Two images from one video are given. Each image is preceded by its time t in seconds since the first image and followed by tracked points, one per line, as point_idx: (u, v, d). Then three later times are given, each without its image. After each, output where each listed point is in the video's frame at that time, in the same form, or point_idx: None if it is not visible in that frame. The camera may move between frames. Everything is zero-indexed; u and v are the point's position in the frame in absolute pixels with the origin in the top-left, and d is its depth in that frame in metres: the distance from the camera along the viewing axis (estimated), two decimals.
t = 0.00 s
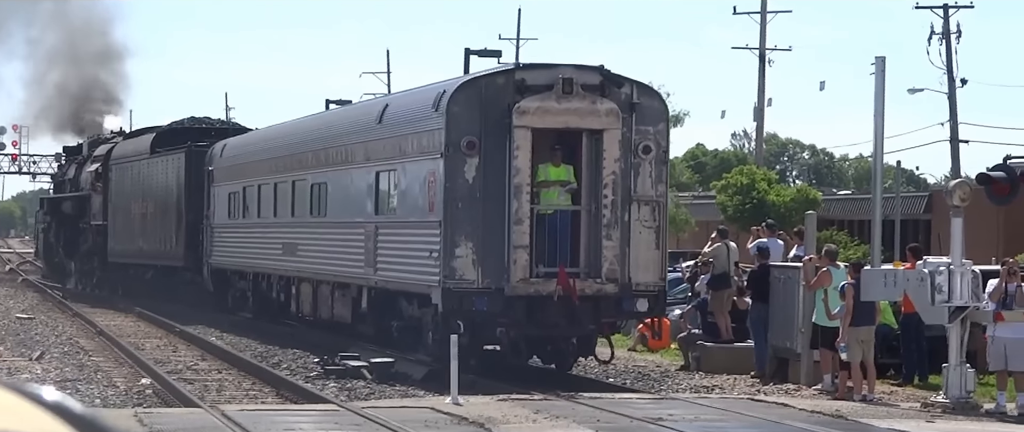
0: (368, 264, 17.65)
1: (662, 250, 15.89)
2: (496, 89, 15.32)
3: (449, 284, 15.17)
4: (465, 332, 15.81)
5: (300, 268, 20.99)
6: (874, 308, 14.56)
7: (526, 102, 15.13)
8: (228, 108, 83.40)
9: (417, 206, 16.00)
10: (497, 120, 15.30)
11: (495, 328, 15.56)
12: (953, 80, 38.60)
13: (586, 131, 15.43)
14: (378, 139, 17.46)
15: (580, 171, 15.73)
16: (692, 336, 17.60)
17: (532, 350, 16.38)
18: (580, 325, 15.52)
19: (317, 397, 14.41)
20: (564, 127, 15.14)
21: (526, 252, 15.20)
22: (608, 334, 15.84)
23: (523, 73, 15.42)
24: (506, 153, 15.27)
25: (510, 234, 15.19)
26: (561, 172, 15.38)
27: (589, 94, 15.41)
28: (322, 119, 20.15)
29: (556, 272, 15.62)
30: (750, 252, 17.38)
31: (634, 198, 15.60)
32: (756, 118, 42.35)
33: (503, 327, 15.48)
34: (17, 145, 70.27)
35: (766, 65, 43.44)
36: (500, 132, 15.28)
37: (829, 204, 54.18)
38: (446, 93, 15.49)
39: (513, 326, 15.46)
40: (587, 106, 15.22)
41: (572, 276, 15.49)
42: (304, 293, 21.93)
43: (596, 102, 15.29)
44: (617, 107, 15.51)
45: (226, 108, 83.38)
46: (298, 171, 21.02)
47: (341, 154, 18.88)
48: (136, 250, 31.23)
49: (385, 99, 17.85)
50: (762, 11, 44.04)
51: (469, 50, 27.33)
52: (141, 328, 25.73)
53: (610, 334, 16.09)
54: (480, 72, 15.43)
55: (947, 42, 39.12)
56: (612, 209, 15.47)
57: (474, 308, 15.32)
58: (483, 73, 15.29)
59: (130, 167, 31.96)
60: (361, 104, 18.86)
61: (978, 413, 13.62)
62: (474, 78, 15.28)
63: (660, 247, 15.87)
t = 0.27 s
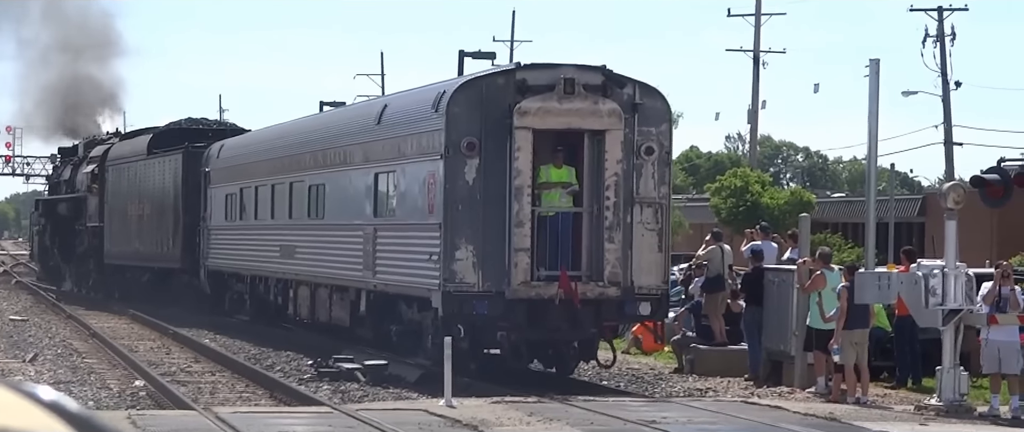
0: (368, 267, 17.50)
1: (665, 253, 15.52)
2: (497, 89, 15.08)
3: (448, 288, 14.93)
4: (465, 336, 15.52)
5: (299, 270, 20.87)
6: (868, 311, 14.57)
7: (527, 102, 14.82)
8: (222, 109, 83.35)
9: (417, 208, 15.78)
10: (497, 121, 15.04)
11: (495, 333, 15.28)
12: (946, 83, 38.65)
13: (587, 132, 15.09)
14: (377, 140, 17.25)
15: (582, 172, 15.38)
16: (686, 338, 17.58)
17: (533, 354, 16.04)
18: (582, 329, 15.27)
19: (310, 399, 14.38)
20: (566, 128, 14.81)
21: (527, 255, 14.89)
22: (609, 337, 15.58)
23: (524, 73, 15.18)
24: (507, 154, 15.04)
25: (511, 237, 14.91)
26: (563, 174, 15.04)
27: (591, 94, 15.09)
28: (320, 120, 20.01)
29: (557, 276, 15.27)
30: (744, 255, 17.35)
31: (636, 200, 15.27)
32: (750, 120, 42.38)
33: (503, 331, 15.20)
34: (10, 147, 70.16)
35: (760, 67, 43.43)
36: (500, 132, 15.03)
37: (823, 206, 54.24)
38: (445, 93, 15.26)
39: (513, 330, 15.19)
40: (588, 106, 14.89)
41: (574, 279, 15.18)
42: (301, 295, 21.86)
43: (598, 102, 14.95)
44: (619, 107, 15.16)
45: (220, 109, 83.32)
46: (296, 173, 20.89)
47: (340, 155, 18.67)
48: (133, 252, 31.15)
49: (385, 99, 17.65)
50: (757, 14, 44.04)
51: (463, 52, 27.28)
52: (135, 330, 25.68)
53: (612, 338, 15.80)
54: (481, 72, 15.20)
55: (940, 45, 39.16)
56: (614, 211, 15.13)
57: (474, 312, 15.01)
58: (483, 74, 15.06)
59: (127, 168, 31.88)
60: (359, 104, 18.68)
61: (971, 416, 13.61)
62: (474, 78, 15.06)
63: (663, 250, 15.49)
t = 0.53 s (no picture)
0: (368, 269, 17.43)
1: (669, 254, 15.51)
2: (499, 89, 14.91)
3: (450, 290, 14.76)
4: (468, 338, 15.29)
5: (299, 273, 20.84)
6: (864, 313, 14.63)
7: (531, 101, 14.75)
8: (217, 110, 83.36)
9: (418, 209, 15.61)
10: (500, 121, 14.88)
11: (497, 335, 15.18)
12: (941, 84, 38.66)
13: (590, 132, 15.06)
14: (377, 140, 17.13)
15: (585, 173, 15.34)
16: (681, 339, 17.60)
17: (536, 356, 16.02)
18: (585, 331, 15.19)
19: (306, 400, 14.37)
20: (569, 127, 14.78)
21: (530, 257, 14.78)
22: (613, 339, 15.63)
23: (527, 73, 15.02)
24: (510, 154, 14.88)
25: (514, 239, 14.78)
26: (566, 174, 14.96)
27: (594, 94, 15.04)
28: (320, 121, 19.94)
29: (560, 277, 15.19)
30: (739, 256, 17.35)
31: (640, 200, 15.27)
32: (745, 122, 42.39)
33: (506, 334, 15.14)
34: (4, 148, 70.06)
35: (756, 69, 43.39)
36: (503, 132, 14.86)
37: (818, 207, 54.27)
38: (447, 92, 15.08)
39: (517, 333, 15.11)
40: (592, 105, 14.86)
41: (577, 281, 15.11)
42: (301, 297, 21.85)
43: (602, 101, 14.94)
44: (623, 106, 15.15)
45: (215, 110, 83.32)
46: (296, 174, 20.83)
47: (339, 156, 18.61)
48: (131, 253, 31.12)
49: (385, 100, 17.55)
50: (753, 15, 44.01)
51: (459, 53, 27.28)
52: (130, 332, 25.65)
53: (616, 340, 15.82)
54: (483, 71, 15.02)
55: (936, 46, 39.16)
56: (618, 212, 15.10)
57: (476, 315, 14.88)
58: (486, 73, 14.89)
59: (125, 169, 31.84)
60: (359, 105, 18.59)
61: (967, 417, 13.62)
62: (476, 78, 14.87)
63: (667, 251, 15.48)
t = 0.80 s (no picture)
0: (370, 269, 17.39)
1: (675, 253, 15.43)
2: (502, 85, 14.88)
3: (453, 290, 14.74)
4: (472, 339, 15.62)
5: (300, 272, 20.82)
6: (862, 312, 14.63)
7: (535, 99, 14.72)
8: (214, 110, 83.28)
9: (420, 207, 15.58)
10: (503, 118, 14.85)
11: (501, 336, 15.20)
12: (938, 84, 38.69)
13: (595, 130, 15.07)
14: (379, 139, 17.09)
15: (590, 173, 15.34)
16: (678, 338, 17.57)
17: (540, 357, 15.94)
18: (590, 331, 15.11)
19: (303, 399, 14.37)
20: (574, 125, 14.74)
21: (534, 257, 14.76)
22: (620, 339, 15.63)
23: (531, 70, 14.95)
24: (513, 153, 14.85)
25: (517, 238, 14.77)
26: (571, 173, 15.04)
27: (600, 92, 14.99)
28: (321, 119, 19.92)
29: (565, 277, 15.26)
30: (736, 255, 17.35)
31: (646, 199, 15.15)
32: (742, 121, 42.38)
33: (510, 334, 15.13)
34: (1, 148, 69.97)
35: (752, 68, 43.37)
36: (507, 130, 14.83)
37: (815, 207, 54.30)
38: (450, 90, 15.05)
39: (521, 333, 15.10)
40: (597, 103, 14.81)
41: (581, 281, 15.07)
42: (302, 297, 21.87)
43: (607, 99, 14.87)
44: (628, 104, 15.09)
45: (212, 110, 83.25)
46: (297, 173, 20.81)
47: (341, 155, 18.58)
48: (130, 253, 31.12)
49: (387, 98, 17.52)
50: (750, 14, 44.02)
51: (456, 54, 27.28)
52: (127, 331, 25.64)
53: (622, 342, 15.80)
54: (486, 68, 14.98)
55: (932, 46, 39.21)
56: (623, 211, 15.01)
57: (479, 315, 14.89)
58: (489, 70, 14.86)
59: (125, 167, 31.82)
60: (361, 104, 18.56)
61: (963, 416, 13.63)
62: (480, 75, 14.83)
63: (673, 250, 15.40)
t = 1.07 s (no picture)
0: (372, 268, 17.27)
1: (682, 252, 15.30)
2: (506, 82, 14.78)
3: (456, 290, 14.57)
4: (476, 339, 15.48)
5: (300, 272, 20.75)
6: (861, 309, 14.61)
7: (539, 96, 14.58)
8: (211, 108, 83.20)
9: (422, 206, 15.45)
10: (507, 115, 14.73)
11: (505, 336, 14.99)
12: (935, 83, 38.69)
13: (600, 127, 14.84)
14: (381, 136, 17.00)
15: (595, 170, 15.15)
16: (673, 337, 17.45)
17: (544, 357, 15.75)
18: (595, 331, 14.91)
19: (299, 398, 14.36)
20: (578, 123, 14.58)
21: (538, 255, 14.64)
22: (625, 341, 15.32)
23: (536, 66, 14.89)
24: (518, 150, 14.72)
25: (521, 237, 14.65)
26: (575, 171, 14.85)
27: (605, 88, 14.89)
28: (321, 117, 19.84)
29: (569, 276, 15.05)
30: (733, 254, 17.35)
31: (652, 198, 15.05)
32: (739, 120, 42.37)
33: (514, 335, 14.92)
34: None
35: (749, 66, 43.34)
36: (510, 127, 14.72)
37: (812, 206, 54.33)
38: (453, 87, 14.90)
39: (525, 334, 14.87)
40: (602, 100, 14.67)
41: (586, 280, 14.89)
42: (303, 297, 21.81)
43: (612, 96, 14.73)
44: (634, 101, 14.92)
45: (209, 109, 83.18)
46: (297, 171, 20.76)
47: (342, 153, 18.49)
48: (129, 252, 31.10)
49: (389, 95, 17.43)
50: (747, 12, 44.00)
51: (454, 53, 27.28)
52: (124, 330, 25.62)
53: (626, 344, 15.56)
54: (490, 65, 14.86)
55: (929, 45, 39.20)
56: (629, 209, 14.89)
57: (483, 315, 14.71)
58: (493, 67, 14.72)
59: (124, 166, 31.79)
60: (362, 101, 18.45)
61: (960, 415, 13.63)
62: (483, 71, 14.69)
63: (679, 249, 15.28)
